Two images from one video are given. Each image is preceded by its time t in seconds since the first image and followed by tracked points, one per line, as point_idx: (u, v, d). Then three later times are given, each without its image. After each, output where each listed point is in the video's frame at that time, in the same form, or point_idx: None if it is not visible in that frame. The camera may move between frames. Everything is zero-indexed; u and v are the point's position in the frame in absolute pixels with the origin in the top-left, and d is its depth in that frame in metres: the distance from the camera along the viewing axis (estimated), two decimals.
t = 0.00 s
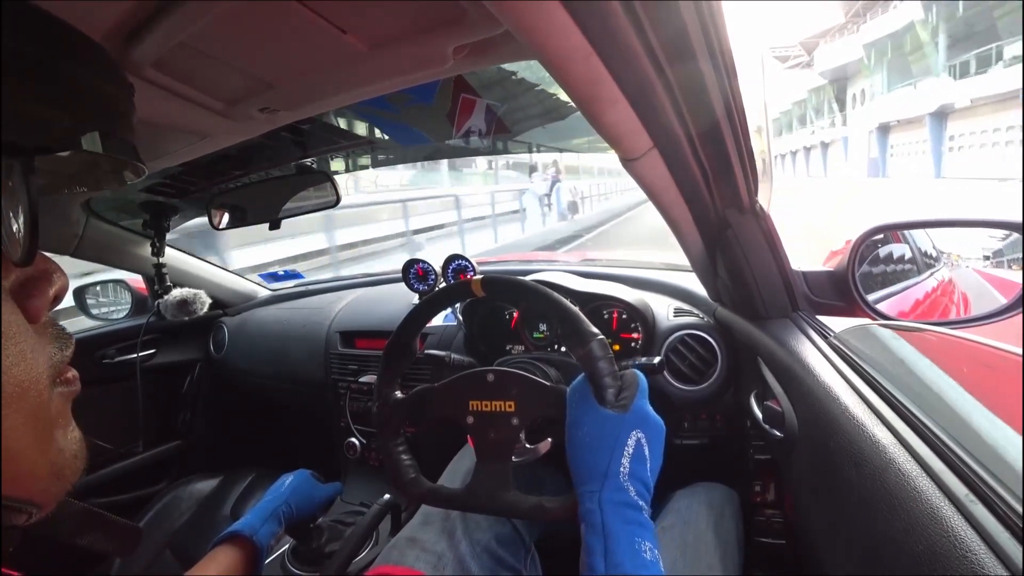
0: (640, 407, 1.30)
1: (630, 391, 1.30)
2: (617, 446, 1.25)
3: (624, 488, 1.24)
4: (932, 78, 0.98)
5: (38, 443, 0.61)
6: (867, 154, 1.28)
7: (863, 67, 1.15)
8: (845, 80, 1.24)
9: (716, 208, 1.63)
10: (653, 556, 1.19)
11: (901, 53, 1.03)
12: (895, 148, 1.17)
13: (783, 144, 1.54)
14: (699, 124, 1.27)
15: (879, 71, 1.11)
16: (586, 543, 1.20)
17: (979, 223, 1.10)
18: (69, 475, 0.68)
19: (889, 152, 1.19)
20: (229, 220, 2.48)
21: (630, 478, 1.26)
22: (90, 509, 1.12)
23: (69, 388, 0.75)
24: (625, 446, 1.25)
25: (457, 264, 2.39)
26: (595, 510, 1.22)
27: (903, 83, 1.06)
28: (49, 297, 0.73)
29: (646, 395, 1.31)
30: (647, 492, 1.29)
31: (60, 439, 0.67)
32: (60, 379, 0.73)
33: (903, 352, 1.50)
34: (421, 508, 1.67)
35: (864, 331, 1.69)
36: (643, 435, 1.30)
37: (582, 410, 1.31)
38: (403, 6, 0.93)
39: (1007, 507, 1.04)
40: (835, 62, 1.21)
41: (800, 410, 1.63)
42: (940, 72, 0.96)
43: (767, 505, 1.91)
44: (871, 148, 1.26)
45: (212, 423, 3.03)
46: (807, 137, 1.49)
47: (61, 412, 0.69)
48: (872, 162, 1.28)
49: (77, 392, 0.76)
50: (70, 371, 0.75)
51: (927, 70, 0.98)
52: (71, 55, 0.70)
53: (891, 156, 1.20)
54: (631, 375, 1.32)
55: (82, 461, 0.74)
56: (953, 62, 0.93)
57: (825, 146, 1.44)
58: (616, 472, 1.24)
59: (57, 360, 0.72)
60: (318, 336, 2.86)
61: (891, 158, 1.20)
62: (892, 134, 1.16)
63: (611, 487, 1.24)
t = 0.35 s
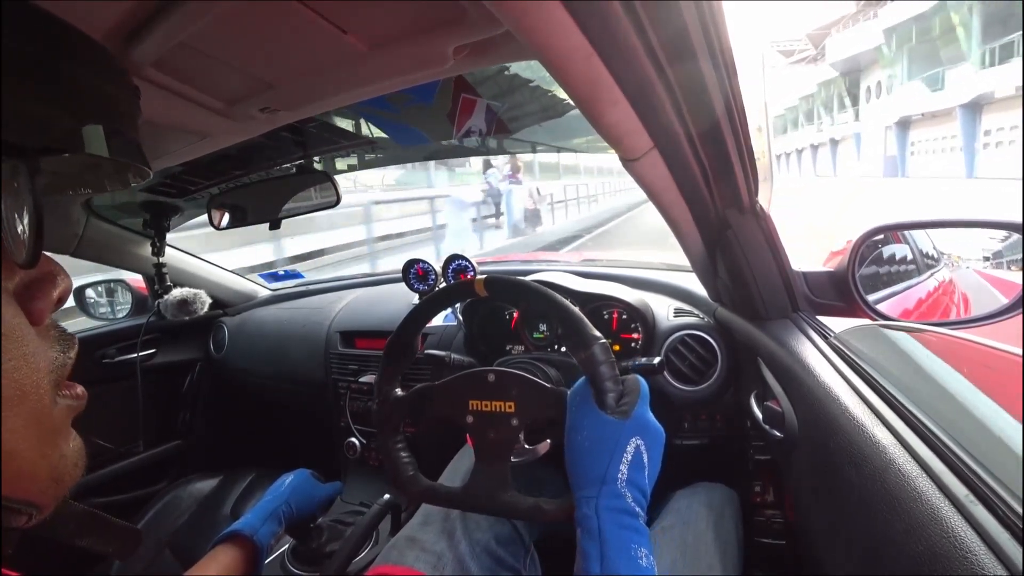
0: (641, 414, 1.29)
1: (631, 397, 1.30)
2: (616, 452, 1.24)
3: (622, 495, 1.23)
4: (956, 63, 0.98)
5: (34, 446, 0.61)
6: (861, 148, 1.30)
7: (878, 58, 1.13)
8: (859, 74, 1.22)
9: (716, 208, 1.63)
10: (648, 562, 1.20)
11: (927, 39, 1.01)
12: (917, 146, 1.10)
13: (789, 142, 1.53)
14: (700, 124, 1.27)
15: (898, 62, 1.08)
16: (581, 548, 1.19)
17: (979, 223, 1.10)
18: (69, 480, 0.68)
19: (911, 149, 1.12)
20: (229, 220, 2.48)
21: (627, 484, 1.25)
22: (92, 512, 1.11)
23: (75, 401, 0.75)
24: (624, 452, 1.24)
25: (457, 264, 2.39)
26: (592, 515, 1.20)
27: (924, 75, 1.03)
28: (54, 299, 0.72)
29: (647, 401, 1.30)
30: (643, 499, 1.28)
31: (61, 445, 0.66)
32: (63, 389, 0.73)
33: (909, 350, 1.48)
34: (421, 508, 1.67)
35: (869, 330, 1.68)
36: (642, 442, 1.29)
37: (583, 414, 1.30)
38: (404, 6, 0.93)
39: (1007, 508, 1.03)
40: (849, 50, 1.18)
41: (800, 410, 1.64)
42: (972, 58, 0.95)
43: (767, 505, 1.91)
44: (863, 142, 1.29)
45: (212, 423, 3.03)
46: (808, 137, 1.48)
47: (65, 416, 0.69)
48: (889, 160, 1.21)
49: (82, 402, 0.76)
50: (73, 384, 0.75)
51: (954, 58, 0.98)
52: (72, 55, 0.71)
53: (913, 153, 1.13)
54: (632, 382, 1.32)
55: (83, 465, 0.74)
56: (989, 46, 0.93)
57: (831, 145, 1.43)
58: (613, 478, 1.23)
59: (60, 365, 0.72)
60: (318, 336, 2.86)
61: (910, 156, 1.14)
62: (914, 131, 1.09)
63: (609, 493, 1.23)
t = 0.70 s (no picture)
0: (641, 420, 1.29)
1: (632, 402, 1.29)
2: (616, 456, 1.24)
3: (621, 500, 1.23)
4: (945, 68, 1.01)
5: (34, 445, 0.61)
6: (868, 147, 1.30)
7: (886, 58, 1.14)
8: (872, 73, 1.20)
9: (717, 208, 1.63)
10: (646, 567, 1.22)
11: (962, 21, 0.97)
12: (913, 148, 1.13)
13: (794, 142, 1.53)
14: (700, 124, 1.26)
15: (922, 51, 1.04)
16: (579, 552, 1.19)
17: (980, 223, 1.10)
18: (70, 478, 0.68)
19: (935, 146, 1.08)
20: (230, 220, 2.48)
21: (626, 489, 1.25)
22: (93, 511, 1.12)
23: (78, 400, 0.75)
24: (624, 457, 1.24)
25: (457, 264, 2.39)
26: (590, 519, 1.20)
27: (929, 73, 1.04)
28: (50, 298, 0.73)
29: (648, 408, 1.30)
30: (641, 504, 1.28)
31: (62, 442, 0.66)
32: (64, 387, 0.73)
33: (905, 346, 1.48)
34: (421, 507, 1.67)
35: (870, 330, 1.67)
36: (642, 448, 1.29)
37: (583, 419, 1.29)
38: (404, 6, 0.93)
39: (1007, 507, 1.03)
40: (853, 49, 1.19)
41: (800, 410, 1.64)
42: (1014, 43, 0.91)
43: (767, 505, 1.91)
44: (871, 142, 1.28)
45: (212, 422, 3.03)
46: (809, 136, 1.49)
47: (65, 414, 0.69)
48: (909, 159, 1.17)
49: (85, 399, 0.77)
50: (75, 382, 0.76)
51: (991, 43, 0.95)
52: (71, 55, 0.71)
53: (937, 151, 1.09)
54: (633, 387, 1.32)
55: (84, 463, 0.74)
56: None
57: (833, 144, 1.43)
58: (612, 483, 1.23)
59: (58, 363, 0.72)
60: (319, 336, 2.86)
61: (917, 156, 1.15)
62: (934, 128, 1.06)
63: (607, 498, 1.23)
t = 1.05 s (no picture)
0: (641, 421, 1.29)
1: (632, 403, 1.29)
2: (616, 457, 1.24)
3: (620, 501, 1.23)
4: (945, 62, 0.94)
5: (30, 446, 0.61)
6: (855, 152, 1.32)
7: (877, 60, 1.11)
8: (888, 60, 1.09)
9: (717, 209, 1.62)
10: (645, 568, 1.21)
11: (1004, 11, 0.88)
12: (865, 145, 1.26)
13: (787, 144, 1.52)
14: (701, 123, 1.26)
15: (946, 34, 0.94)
16: (579, 554, 1.19)
17: (981, 224, 1.10)
18: (70, 479, 0.68)
19: (963, 143, 0.97)
20: (231, 219, 2.50)
21: (626, 491, 1.25)
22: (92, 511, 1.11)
23: (77, 399, 0.75)
24: (624, 458, 1.24)
25: (457, 264, 2.39)
26: (589, 520, 1.20)
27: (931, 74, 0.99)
28: (50, 298, 0.72)
29: (649, 409, 1.30)
30: (641, 505, 1.28)
31: (61, 443, 0.66)
32: (64, 388, 0.73)
33: (906, 345, 1.48)
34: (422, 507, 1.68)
35: (869, 329, 1.68)
36: (642, 449, 1.29)
37: (584, 420, 1.28)
38: (404, 6, 0.93)
39: (1007, 507, 1.04)
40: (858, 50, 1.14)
41: (799, 410, 1.64)
42: None
43: (767, 505, 1.91)
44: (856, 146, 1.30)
45: (212, 422, 3.03)
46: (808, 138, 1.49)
47: (64, 414, 0.69)
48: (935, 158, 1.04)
49: (85, 400, 0.76)
50: (75, 381, 0.75)
51: None
52: (71, 56, 0.71)
53: (966, 149, 0.97)
54: (634, 388, 1.31)
55: (85, 463, 0.74)
56: None
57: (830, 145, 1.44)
58: (612, 484, 1.23)
59: (57, 364, 0.72)
60: (319, 336, 2.86)
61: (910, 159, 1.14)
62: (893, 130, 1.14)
63: (607, 499, 1.23)
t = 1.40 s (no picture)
0: (642, 421, 1.29)
1: (632, 404, 1.29)
2: (616, 457, 1.24)
3: (620, 500, 1.23)
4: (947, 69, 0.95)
5: (38, 440, 0.62)
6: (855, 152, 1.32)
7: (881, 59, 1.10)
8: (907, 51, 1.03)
9: (717, 209, 1.62)
10: (647, 567, 1.21)
11: None
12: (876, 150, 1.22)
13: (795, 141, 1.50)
14: (701, 123, 1.26)
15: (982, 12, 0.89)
16: (579, 553, 1.19)
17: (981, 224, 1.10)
18: (70, 472, 0.69)
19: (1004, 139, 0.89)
20: (231, 218, 2.52)
21: (626, 490, 1.25)
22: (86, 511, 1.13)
23: (71, 392, 0.76)
24: (625, 458, 1.24)
25: (457, 264, 2.39)
26: (590, 520, 1.20)
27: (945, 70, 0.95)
28: (49, 297, 0.74)
29: (649, 409, 1.29)
30: (642, 505, 1.28)
31: (61, 438, 0.67)
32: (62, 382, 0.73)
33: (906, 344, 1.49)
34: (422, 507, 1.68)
35: (868, 327, 1.69)
36: (642, 448, 1.29)
37: (583, 420, 1.28)
38: (405, 6, 0.93)
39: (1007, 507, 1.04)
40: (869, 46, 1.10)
41: (800, 410, 1.64)
42: None
43: (766, 505, 1.91)
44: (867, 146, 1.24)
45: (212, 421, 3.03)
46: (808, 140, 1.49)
47: (63, 409, 0.70)
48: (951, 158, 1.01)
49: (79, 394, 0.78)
50: (71, 375, 0.76)
51: None
52: (71, 57, 0.71)
53: (1001, 147, 0.91)
54: (634, 388, 1.31)
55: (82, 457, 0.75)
56: None
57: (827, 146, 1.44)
58: (613, 484, 1.23)
59: (58, 362, 0.72)
60: (319, 335, 2.86)
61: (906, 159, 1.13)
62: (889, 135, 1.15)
63: (607, 498, 1.23)
